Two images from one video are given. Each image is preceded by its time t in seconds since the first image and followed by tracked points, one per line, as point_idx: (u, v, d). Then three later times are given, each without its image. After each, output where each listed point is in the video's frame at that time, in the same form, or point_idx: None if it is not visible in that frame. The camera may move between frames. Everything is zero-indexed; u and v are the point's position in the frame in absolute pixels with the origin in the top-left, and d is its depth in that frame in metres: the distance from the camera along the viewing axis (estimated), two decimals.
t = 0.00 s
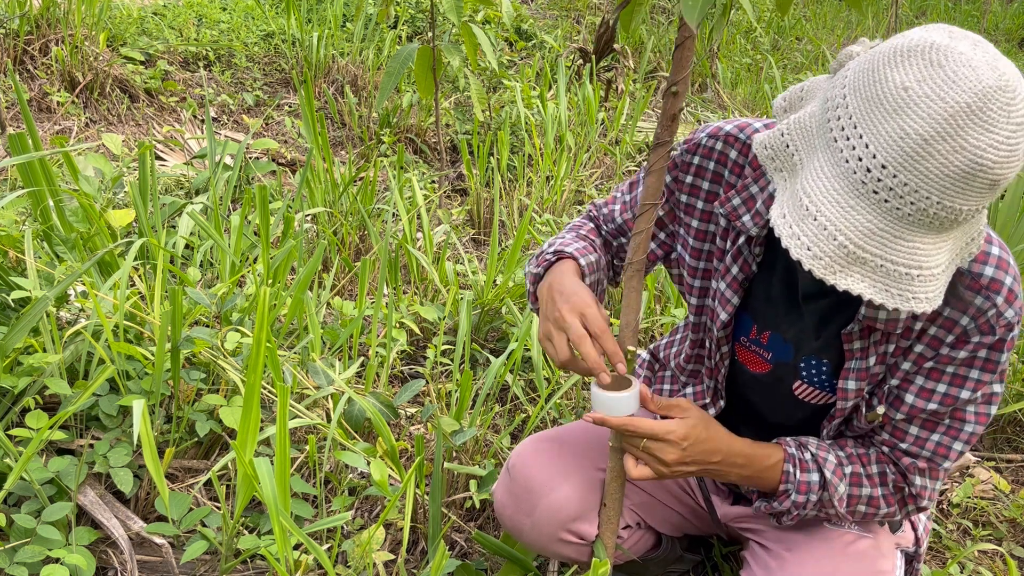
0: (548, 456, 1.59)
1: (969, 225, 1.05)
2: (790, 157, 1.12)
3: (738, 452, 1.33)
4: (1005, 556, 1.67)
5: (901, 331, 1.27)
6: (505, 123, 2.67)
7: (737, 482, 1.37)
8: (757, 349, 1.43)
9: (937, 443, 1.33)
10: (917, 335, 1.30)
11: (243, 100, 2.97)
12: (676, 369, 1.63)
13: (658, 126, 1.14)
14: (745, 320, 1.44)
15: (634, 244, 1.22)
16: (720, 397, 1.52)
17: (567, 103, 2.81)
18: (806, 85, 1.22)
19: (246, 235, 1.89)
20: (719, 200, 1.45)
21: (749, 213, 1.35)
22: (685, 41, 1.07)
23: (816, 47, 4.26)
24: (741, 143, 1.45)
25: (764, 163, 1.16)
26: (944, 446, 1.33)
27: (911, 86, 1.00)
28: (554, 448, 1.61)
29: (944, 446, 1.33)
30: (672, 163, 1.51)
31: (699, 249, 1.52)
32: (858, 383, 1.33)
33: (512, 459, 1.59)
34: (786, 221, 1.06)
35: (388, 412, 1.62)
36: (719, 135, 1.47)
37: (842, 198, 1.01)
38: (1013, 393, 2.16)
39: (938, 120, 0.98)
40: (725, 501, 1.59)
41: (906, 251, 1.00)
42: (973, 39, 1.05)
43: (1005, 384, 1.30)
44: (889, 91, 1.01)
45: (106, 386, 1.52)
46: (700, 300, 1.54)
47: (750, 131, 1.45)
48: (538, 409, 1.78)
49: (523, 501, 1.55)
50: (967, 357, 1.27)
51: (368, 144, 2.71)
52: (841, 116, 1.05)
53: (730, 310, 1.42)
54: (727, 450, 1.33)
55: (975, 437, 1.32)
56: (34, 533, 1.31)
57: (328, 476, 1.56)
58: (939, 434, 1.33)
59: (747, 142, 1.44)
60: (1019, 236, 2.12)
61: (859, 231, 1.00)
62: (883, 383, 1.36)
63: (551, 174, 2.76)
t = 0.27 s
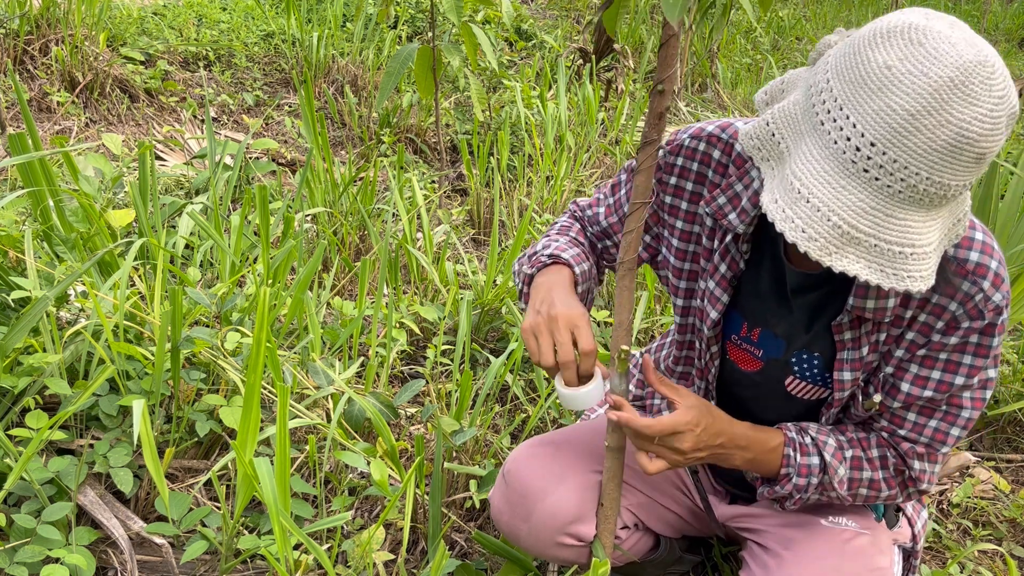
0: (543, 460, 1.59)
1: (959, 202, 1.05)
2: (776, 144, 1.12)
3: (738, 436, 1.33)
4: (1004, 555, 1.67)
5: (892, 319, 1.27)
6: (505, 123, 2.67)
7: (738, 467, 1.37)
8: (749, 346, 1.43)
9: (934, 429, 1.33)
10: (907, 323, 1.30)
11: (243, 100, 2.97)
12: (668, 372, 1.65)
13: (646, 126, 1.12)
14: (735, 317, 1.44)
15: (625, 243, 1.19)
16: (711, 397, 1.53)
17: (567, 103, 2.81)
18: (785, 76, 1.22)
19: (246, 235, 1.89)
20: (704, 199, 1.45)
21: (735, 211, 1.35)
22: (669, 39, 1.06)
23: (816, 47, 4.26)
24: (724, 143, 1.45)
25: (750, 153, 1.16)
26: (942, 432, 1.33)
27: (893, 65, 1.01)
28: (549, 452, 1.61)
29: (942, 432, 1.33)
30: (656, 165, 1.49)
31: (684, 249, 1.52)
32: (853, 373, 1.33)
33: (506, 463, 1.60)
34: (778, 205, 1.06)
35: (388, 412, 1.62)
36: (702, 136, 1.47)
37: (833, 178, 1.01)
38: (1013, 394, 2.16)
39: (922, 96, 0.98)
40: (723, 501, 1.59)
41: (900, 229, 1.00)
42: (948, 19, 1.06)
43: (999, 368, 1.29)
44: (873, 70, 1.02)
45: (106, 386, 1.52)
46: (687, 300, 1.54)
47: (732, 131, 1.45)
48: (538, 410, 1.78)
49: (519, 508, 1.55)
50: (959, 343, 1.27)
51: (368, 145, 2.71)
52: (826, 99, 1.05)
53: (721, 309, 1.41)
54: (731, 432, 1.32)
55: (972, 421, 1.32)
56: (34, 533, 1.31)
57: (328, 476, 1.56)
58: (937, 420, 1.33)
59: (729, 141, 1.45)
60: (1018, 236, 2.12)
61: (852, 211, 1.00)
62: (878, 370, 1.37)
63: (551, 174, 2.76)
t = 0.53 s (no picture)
0: (546, 454, 1.59)
1: (937, 209, 1.05)
2: (761, 146, 1.13)
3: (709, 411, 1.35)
4: (1004, 556, 1.67)
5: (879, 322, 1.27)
6: (505, 123, 2.67)
7: (708, 447, 1.36)
8: (742, 343, 1.44)
9: (909, 430, 1.33)
10: (894, 327, 1.30)
11: (243, 100, 2.97)
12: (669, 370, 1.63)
13: (638, 122, 1.11)
14: (730, 313, 1.45)
15: (620, 239, 1.18)
16: (710, 392, 1.52)
17: (567, 103, 2.81)
18: (777, 79, 1.22)
19: (246, 235, 1.89)
20: (704, 194, 1.46)
21: (731, 207, 1.36)
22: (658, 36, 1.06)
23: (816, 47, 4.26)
24: (725, 138, 1.46)
25: (737, 154, 1.17)
26: (916, 434, 1.33)
27: (870, 71, 1.01)
28: (552, 446, 1.61)
29: (916, 434, 1.33)
30: (663, 159, 1.52)
31: (685, 244, 1.51)
32: (837, 373, 1.34)
33: (507, 457, 1.60)
34: (754, 206, 1.06)
35: (388, 412, 1.62)
36: (705, 131, 1.48)
37: (807, 181, 1.02)
38: (1013, 394, 2.16)
39: (896, 103, 0.98)
40: (723, 500, 1.60)
41: (872, 233, 1.00)
42: (932, 27, 1.06)
43: (982, 377, 1.28)
44: (850, 76, 1.02)
45: (106, 386, 1.52)
46: (685, 295, 1.53)
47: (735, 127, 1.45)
48: (537, 409, 1.78)
49: (520, 502, 1.55)
50: (942, 350, 1.27)
51: (368, 145, 2.71)
52: (806, 102, 1.06)
53: (713, 303, 1.41)
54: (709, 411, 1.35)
55: (949, 426, 1.32)
56: (34, 533, 1.31)
57: (328, 476, 1.56)
58: (913, 422, 1.33)
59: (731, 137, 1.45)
60: (1019, 236, 2.12)
61: (824, 214, 1.00)
62: (864, 371, 1.37)
63: (551, 174, 2.76)
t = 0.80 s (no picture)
0: (547, 453, 1.59)
1: (939, 213, 1.05)
2: (762, 148, 1.13)
3: (707, 412, 1.36)
4: (1004, 556, 1.67)
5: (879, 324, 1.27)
6: (505, 123, 2.67)
7: (706, 447, 1.37)
8: (744, 345, 1.44)
9: (905, 431, 1.33)
10: (894, 329, 1.30)
11: (243, 100, 2.97)
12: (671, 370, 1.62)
13: (639, 123, 1.11)
14: (731, 315, 1.46)
15: (620, 241, 1.18)
16: (713, 393, 1.54)
17: (567, 103, 2.81)
18: (778, 81, 1.22)
19: (246, 235, 1.89)
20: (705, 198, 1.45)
21: (732, 209, 1.36)
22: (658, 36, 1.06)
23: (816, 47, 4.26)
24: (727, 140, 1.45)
25: (738, 156, 1.17)
26: (912, 434, 1.32)
27: (872, 74, 1.01)
28: (554, 445, 1.61)
29: (912, 435, 1.32)
30: (669, 170, 1.52)
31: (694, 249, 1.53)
32: (837, 375, 1.34)
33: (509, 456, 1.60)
34: (755, 208, 1.06)
35: (388, 412, 1.62)
36: (706, 135, 1.47)
37: (809, 183, 1.01)
38: (1013, 394, 2.16)
39: (898, 106, 0.98)
40: (724, 500, 1.60)
41: (874, 236, 1.00)
42: (935, 30, 1.06)
43: (980, 379, 1.28)
44: (852, 79, 1.02)
45: (106, 386, 1.52)
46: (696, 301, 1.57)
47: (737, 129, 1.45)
48: (537, 409, 1.78)
49: (523, 498, 1.55)
50: (942, 352, 1.27)
51: (368, 145, 2.71)
52: (808, 105, 1.06)
53: (714, 305, 1.45)
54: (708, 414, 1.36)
55: (945, 428, 1.31)
56: (34, 533, 1.31)
57: (328, 476, 1.56)
58: (909, 423, 1.32)
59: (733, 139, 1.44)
60: (1019, 236, 2.12)
61: (825, 216, 1.00)
62: (862, 373, 1.37)
63: (551, 174, 2.76)
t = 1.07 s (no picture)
0: (547, 457, 1.59)
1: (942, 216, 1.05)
2: (763, 152, 1.13)
3: (750, 423, 1.35)
4: (1004, 556, 1.67)
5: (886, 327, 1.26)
6: (505, 123, 2.67)
7: (751, 459, 1.36)
8: (747, 348, 1.45)
9: (929, 438, 1.33)
10: (902, 332, 1.30)
11: (243, 100, 2.97)
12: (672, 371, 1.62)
13: (653, 125, 1.11)
14: (733, 320, 1.46)
15: (630, 243, 1.19)
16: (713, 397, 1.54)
17: (567, 103, 2.81)
18: (779, 84, 1.22)
19: (246, 235, 1.89)
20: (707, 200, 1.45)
21: (733, 212, 1.36)
22: (678, 38, 1.06)
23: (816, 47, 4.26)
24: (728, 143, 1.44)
25: (739, 160, 1.17)
26: (936, 441, 1.33)
27: (874, 78, 1.01)
28: (554, 450, 1.61)
29: (936, 441, 1.33)
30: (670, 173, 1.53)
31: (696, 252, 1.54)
32: (850, 380, 1.34)
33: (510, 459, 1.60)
34: (758, 213, 1.06)
35: (388, 412, 1.62)
36: (706, 137, 1.46)
37: (811, 188, 1.01)
38: (1013, 394, 2.16)
39: (901, 109, 0.98)
40: (724, 501, 1.60)
41: (877, 241, 1.00)
42: (937, 33, 1.06)
43: (995, 381, 1.28)
44: (855, 83, 1.02)
45: (106, 386, 1.52)
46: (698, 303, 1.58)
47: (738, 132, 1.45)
48: (537, 409, 1.78)
49: (523, 504, 1.55)
50: (954, 355, 1.26)
51: (368, 145, 2.71)
52: (810, 109, 1.06)
53: (716, 309, 1.44)
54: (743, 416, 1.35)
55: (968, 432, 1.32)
56: (34, 533, 1.31)
57: (328, 476, 1.56)
58: (932, 428, 1.33)
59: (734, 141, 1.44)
60: (1019, 236, 2.12)
61: (828, 221, 1.00)
62: (875, 377, 1.38)
63: (551, 174, 2.76)
